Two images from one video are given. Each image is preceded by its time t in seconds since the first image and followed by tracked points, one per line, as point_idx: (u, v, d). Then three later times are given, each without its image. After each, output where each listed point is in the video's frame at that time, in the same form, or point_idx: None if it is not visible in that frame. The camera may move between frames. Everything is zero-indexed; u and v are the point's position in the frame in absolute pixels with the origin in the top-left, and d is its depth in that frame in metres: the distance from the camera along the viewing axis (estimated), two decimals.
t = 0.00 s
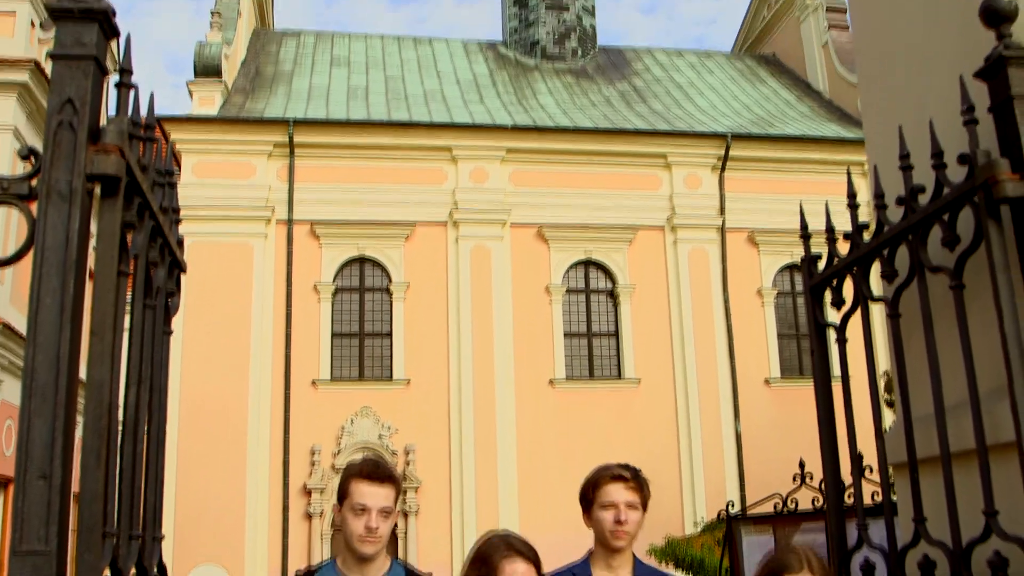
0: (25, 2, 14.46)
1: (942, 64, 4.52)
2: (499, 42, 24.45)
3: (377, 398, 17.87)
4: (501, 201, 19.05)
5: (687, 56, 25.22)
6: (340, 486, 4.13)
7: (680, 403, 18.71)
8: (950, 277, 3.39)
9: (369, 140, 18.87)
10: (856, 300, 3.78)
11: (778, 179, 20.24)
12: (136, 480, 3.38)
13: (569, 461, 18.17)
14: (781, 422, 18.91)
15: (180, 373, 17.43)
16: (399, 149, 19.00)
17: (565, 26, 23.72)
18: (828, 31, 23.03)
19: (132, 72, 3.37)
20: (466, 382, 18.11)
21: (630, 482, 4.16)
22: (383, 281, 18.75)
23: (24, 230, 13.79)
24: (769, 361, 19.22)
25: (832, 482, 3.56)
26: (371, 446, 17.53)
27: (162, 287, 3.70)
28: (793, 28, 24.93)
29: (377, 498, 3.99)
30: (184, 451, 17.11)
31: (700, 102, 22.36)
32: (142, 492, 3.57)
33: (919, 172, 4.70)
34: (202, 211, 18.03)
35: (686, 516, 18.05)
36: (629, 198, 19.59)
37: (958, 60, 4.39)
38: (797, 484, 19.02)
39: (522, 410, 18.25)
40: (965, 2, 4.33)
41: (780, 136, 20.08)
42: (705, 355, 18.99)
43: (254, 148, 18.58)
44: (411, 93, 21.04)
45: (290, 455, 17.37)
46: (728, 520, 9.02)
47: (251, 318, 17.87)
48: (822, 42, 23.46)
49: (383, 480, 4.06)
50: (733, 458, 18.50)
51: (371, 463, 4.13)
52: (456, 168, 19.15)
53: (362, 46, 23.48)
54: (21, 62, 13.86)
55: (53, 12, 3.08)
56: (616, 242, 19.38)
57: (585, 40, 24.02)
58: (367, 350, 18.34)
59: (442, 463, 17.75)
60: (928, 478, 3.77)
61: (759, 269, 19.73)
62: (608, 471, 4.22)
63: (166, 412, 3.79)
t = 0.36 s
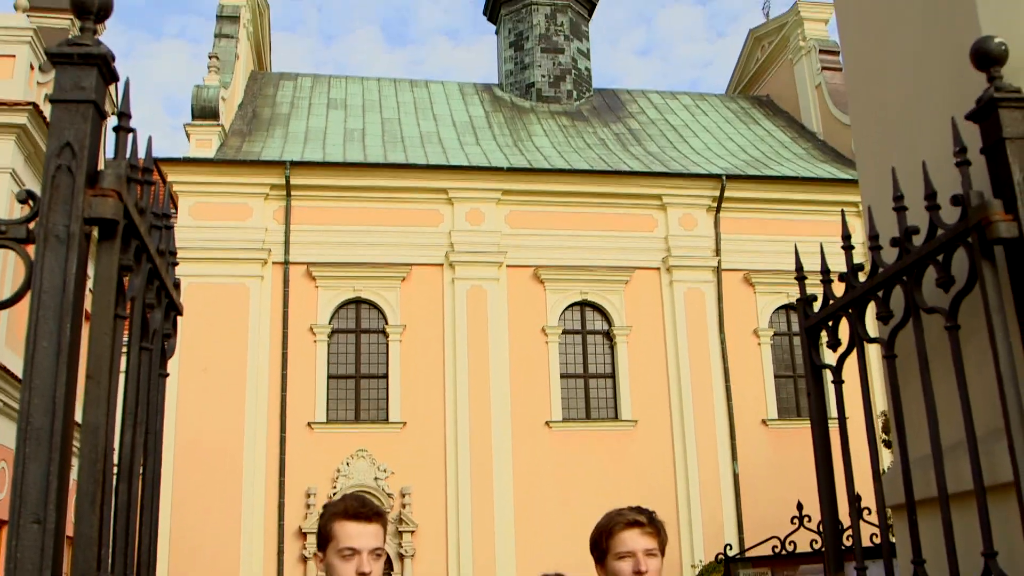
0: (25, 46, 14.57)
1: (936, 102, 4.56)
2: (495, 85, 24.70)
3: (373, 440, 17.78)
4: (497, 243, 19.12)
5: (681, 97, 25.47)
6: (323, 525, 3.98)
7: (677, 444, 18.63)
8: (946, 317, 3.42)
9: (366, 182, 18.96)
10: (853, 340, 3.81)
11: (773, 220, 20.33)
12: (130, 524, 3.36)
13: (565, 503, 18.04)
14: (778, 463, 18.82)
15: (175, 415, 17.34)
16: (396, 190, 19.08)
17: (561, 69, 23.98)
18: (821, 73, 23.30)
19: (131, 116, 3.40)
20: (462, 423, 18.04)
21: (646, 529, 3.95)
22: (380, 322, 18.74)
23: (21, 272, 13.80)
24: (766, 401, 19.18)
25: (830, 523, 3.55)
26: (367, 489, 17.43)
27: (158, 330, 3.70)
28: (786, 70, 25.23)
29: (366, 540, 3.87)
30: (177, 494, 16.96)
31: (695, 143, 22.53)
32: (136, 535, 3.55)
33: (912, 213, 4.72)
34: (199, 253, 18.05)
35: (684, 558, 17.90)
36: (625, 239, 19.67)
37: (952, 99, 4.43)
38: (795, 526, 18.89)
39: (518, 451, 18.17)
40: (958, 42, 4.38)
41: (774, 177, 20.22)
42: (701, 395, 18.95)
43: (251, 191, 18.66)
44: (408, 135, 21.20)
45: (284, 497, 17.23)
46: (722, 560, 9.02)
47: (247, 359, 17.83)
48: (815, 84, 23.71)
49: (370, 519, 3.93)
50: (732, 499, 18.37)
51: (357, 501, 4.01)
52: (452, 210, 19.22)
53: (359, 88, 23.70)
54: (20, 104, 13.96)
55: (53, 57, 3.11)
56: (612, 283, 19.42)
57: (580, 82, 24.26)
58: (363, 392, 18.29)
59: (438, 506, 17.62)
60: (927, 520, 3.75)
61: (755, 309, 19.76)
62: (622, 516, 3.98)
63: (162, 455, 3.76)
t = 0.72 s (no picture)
0: (25, 90, 14.71)
1: (930, 143, 4.61)
2: (492, 128, 24.90)
3: (370, 483, 17.65)
4: (494, 285, 19.15)
5: (677, 140, 25.67)
6: (338, 550, 3.24)
7: (676, 486, 18.52)
8: (942, 359, 3.45)
9: (364, 225, 19.02)
10: (850, 381, 3.85)
11: (769, 261, 20.39)
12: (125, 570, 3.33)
13: (564, 547, 17.89)
14: (779, 506, 18.67)
15: (171, 458, 17.23)
16: (394, 233, 19.15)
17: (557, 112, 24.19)
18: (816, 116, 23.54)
19: (131, 161, 3.44)
20: (459, 466, 17.93)
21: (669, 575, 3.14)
22: (377, 365, 18.70)
23: (18, 315, 13.80)
24: (765, 444, 19.08)
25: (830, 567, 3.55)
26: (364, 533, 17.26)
27: (155, 374, 3.71)
28: (781, 112, 25.49)
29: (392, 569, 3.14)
30: (172, 538, 16.81)
31: (691, 186, 22.67)
32: None
33: (908, 255, 4.75)
34: (195, 296, 18.07)
35: None
36: (622, 281, 19.71)
37: (945, 141, 4.48)
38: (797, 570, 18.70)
39: (516, 494, 18.05)
40: (950, 83, 4.45)
41: (771, 219, 20.31)
42: (700, 437, 18.88)
43: (249, 234, 18.71)
44: (405, 178, 21.33)
45: (280, 542, 17.08)
46: None
47: (244, 402, 17.76)
48: (810, 126, 23.94)
49: (399, 546, 3.21)
50: (732, 542, 18.20)
51: (385, 523, 3.26)
52: (450, 252, 19.28)
53: (357, 132, 23.88)
54: (20, 148, 14.14)
55: (53, 102, 3.14)
56: (610, 326, 19.41)
57: (577, 125, 24.47)
58: (361, 436, 18.16)
59: (435, 550, 17.45)
60: (929, 563, 3.74)
61: (753, 351, 19.73)
62: (640, 560, 3.14)
63: (157, 501, 3.74)
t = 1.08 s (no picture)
0: (25, 130, 14.82)
1: (925, 182, 4.66)
2: (490, 168, 25.05)
3: (367, 524, 17.50)
4: (492, 325, 19.14)
5: (674, 180, 25.82)
6: None
7: (674, 526, 18.40)
8: (942, 398, 3.46)
9: (362, 264, 19.03)
10: (849, 421, 3.87)
11: (767, 300, 20.42)
12: None
13: None
14: (779, 547, 18.49)
15: (167, 499, 17.09)
16: (392, 273, 19.16)
17: (554, 152, 24.35)
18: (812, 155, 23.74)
19: (129, 203, 3.48)
20: (457, 506, 17.82)
21: None
22: (375, 405, 18.62)
23: (16, 355, 13.78)
24: (764, 483, 18.96)
25: None
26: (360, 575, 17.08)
27: (152, 416, 3.72)
28: (778, 151, 25.68)
29: None
30: None
31: (689, 225, 22.76)
32: None
33: (905, 294, 4.78)
34: (193, 336, 18.04)
35: None
36: (620, 321, 19.71)
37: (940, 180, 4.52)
38: None
39: (514, 535, 17.91)
40: (944, 123, 4.50)
41: (768, 258, 20.37)
42: (699, 477, 18.77)
43: (247, 273, 18.72)
44: (403, 218, 21.40)
45: None
46: None
47: (241, 442, 17.66)
48: (807, 165, 24.10)
49: None
50: None
51: None
52: (448, 292, 19.30)
53: (355, 172, 24.01)
54: (19, 188, 14.17)
55: (55, 144, 3.17)
56: (608, 365, 19.37)
57: (574, 165, 24.62)
58: (358, 476, 18.04)
59: None
60: None
61: (752, 390, 19.67)
62: None
63: (153, 543, 3.73)
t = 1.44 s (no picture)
0: (25, 167, 14.89)
1: (922, 219, 4.68)
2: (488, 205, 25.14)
3: (365, 562, 17.34)
4: (490, 361, 19.12)
5: (672, 216, 25.92)
6: None
7: (674, 564, 18.27)
8: (941, 435, 3.47)
9: (360, 300, 19.04)
10: (847, 458, 3.87)
11: (765, 336, 20.42)
12: None
13: None
14: None
15: (163, 537, 16.95)
16: (390, 310, 19.17)
17: (552, 189, 24.48)
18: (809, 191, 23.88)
19: (128, 240, 3.55)
20: (455, 545, 17.69)
21: None
22: (373, 442, 18.53)
23: (14, 393, 13.73)
24: (764, 521, 18.83)
25: None
26: None
27: (149, 453, 3.74)
28: (774, 187, 25.82)
29: None
30: None
31: (686, 261, 22.81)
32: None
33: (902, 331, 4.79)
34: (191, 373, 17.99)
35: None
36: (618, 357, 19.69)
37: (936, 218, 4.55)
38: None
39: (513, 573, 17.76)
40: (941, 161, 4.54)
41: (766, 294, 20.40)
42: (698, 515, 18.66)
43: (245, 310, 18.71)
44: (402, 255, 21.45)
45: None
46: None
47: (238, 479, 17.56)
48: (804, 201, 24.21)
49: None
50: None
51: None
52: (446, 328, 19.31)
53: (354, 208, 24.10)
54: (19, 225, 14.19)
55: (55, 182, 3.26)
56: (607, 402, 19.31)
57: (572, 202, 24.73)
58: (355, 514, 17.91)
59: None
60: None
61: (751, 426, 19.60)
62: None
63: None
